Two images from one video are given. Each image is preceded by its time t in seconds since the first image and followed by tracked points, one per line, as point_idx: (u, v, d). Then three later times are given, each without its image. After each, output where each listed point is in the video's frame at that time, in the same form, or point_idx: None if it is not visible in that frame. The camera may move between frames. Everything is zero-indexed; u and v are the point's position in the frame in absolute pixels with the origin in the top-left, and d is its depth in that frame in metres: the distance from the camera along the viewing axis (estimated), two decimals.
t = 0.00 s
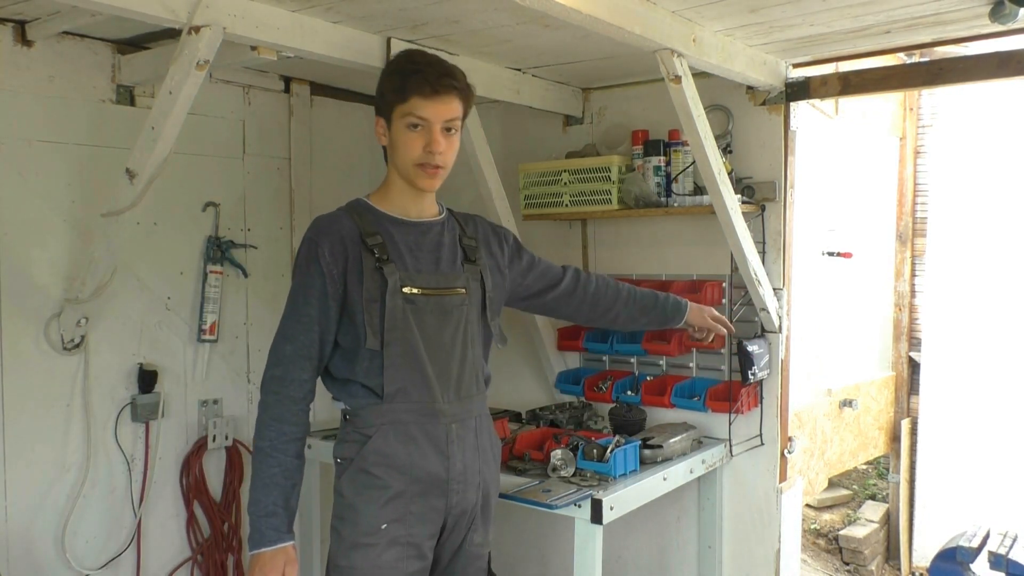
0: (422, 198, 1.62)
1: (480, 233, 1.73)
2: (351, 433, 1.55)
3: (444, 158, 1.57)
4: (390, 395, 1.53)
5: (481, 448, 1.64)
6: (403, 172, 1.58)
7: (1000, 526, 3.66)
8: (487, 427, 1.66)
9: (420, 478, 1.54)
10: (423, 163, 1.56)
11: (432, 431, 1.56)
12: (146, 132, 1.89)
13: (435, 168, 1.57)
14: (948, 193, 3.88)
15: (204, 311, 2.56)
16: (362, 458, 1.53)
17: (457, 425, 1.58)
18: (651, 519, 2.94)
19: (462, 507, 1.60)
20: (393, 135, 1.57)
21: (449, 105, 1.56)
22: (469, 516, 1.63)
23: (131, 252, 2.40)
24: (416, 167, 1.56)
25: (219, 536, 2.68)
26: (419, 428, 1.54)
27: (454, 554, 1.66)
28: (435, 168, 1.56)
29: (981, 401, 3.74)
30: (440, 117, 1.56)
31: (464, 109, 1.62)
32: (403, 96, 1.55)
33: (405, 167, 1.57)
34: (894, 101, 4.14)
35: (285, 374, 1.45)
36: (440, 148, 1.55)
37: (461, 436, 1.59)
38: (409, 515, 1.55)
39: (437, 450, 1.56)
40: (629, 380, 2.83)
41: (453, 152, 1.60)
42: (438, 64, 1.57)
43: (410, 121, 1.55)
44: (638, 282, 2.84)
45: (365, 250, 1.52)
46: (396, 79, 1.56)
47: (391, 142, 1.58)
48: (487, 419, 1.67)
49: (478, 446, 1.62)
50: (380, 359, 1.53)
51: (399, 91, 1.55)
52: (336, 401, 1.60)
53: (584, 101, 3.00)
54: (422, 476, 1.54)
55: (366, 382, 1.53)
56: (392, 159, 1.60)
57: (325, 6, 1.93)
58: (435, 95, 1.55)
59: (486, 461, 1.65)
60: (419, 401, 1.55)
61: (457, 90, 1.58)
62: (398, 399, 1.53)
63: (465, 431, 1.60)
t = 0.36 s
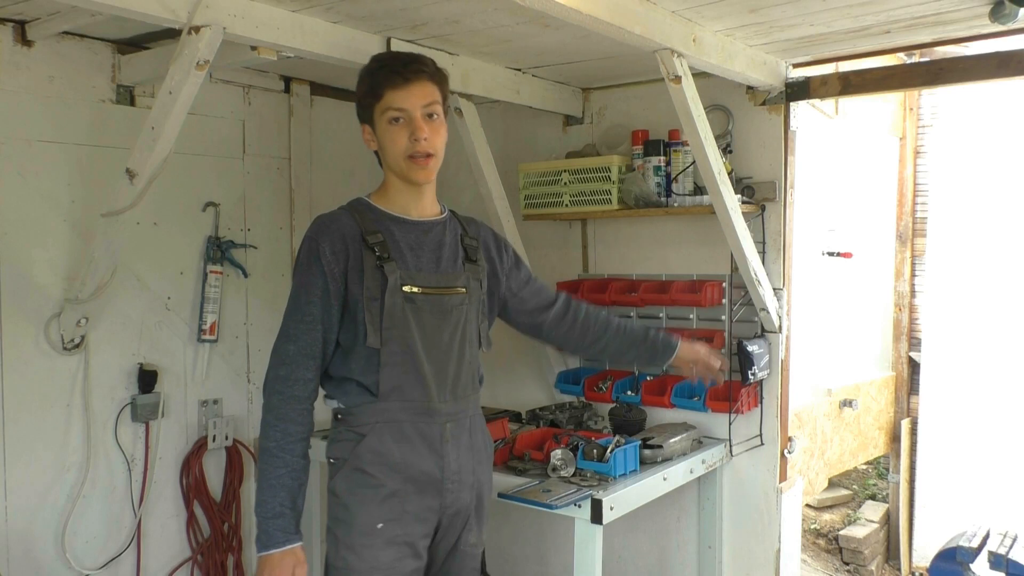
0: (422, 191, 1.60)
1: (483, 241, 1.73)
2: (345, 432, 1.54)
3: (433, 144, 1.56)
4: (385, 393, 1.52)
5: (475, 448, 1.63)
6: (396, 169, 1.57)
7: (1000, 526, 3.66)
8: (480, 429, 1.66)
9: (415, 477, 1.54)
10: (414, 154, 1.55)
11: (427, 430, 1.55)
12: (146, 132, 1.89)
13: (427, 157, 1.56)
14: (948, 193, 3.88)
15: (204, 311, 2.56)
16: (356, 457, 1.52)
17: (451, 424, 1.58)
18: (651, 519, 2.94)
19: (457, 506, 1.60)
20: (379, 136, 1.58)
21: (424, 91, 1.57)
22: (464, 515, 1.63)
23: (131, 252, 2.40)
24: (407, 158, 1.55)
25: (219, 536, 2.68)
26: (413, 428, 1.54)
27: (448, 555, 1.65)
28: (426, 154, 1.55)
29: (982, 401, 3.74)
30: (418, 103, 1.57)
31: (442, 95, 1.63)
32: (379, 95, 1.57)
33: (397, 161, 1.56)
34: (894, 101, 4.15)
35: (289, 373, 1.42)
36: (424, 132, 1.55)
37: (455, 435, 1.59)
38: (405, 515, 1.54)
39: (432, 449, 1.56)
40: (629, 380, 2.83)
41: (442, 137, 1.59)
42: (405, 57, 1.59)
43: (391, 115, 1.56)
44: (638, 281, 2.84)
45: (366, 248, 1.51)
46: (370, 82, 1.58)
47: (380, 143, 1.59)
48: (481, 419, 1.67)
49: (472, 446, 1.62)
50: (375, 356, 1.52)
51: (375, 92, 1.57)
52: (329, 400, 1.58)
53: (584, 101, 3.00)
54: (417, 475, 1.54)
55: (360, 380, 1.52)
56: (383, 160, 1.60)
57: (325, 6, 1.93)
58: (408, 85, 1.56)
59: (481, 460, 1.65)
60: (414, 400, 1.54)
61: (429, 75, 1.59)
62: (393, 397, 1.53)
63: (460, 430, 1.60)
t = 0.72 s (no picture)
0: (390, 196, 1.28)
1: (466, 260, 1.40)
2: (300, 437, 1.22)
3: (397, 143, 1.23)
4: (347, 396, 1.21)
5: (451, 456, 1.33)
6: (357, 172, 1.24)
7: (1000, 527, 3.66)
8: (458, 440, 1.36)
9: (377, 481, 1.24)
10: (373, 154, 1.22)
11: (392, 436, 1.24)
12: (146, 132, 1.89)
13: (390, 157, 1.23)
14: (948, 193, 3.88)
15: (204, 312, 2.56)
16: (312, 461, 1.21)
17: (419, 429, 1.27)
18: (651, 519, 2.93)
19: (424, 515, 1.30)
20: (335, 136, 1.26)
21: (386, 82, 1.24)
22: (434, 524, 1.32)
23: (131, 252, 2.40)
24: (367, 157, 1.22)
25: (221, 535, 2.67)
26: (376, 433, 1.23)
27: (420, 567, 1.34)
28: (389, 155, 1.22)
29: (982, 401, 3.74)
30: (379, 95, 1.23)
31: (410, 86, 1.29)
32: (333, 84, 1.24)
33: (357, 161, 1.23)
34: (894, 101, 4.14)
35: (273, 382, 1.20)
36: (386, 126, 1.22)
37: (425, 442, 1.28)
38: (365, 521, 1.24)
39: (398, 454, 1.25)
40: (629, 380, 2.83)
41: (409, 134, 1.25)
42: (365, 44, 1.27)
43: (349, 108, 1.23)
44: (638, 281, 2.85)
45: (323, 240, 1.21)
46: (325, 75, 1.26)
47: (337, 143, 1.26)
48: (457, 426, 1.36)
49: (448, 455, 1.32)
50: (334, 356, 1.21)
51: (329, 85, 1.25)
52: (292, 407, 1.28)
53: (584, 100, 3.00)
54: (381, 479, 1.24)
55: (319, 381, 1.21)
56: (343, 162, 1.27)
57: (325, 6, 1.93)
58: (365, 74, 1.23)
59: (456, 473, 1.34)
60: (378, 406, 1.23)
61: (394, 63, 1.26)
62: (355, 401, 1.22)
63: (433, 436, 1.29)
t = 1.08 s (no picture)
0: (313, 187, 1.14)
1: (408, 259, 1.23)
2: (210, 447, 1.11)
3: (318, 127, 1.11)
4: (250, 404, 1.07)
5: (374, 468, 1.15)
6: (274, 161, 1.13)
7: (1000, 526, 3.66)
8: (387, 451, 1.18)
9: (281, 494, 1.08)
10: (290, 137, 1.10)
11: (300, 449, 1.09)
12: (146, 132, 1.89)
13: (308, 142, 1.10)
14: (948, 193, 3.88)
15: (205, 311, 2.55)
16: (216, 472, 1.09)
17: (331, 440, 1.10)
18: (651, 520, 2.93)
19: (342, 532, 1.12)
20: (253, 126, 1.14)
21: (306, 64, 1.13)
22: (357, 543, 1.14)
23: (130, 252, 2.40)
24: (281, 143, 1.10)
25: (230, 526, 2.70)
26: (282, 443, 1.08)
27: None
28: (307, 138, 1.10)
29: (981, 401, 3.74)
30: (297, 77, 1.12)
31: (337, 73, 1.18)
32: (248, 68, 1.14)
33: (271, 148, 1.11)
34: (894, 101, 4.15)
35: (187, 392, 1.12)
36: (303, 109, 1.10)
37: (339, 454, 1.11)
38: (268, 536, 1.08)
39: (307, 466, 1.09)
40: (629, 380, 2.83)
41: (332, 121, 1.14)
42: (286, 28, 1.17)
43: (264, 93, 1.12)
44: (638, 282, 2.85)
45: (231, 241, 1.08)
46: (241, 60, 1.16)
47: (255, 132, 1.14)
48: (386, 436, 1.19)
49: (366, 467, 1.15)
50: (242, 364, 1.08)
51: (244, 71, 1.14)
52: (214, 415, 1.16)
53: (584, 101, 3.00)
54: (284, 492, 1.08)
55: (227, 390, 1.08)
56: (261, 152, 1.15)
57: (325, 6, 1.93)
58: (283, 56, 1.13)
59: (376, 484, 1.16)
60: (286, 415, 1.08)
61: (315, 45, 1.15)
62: (260, 409, 1.08)
63: (351, 447, 1.13)
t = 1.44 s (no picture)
0: (273, 184, 1.24)
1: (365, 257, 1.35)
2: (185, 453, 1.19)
3: (287, 130, 1.20)
4: (223, 414, 1.17)
5: (344, 463, 1.28)
6: (239, 157, 1.21)
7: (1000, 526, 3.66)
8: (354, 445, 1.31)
9: (260, 504, 1.19)
10: (260, 137, 1.19)
11: (276, 456, 1.19)
12: (146, 132, 1.89)
13: (276, 143, 1.20)
14: (949, 193, 3.88)
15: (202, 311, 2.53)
16: (190, 484, 1.18)
17: (309, 445, 1.22)
18: (651, 520, 2.93)
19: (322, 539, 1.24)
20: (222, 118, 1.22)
21: (280, 66, 1.22)
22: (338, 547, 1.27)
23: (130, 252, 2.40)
24: (251, 141, 1.19)
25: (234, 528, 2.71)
26: (258, 451, 1.18)
27: None
28: (277, 140, 1.19)
29: (981, 400, 3.74)
30: (271, 78, 1.21)
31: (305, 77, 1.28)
32: (224, 64, 1.21)
33: (241, 145, 1.19)
34: (894, 101, 4.15)
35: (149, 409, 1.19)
36: (276, 110, 1.19)
37: (317, 458, 1.23)
38: (250, 546, 1.19)
39: (281, 472, 1.20)
40: (629, 380, 2.83)
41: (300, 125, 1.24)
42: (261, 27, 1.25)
43: (238, 91, 1.20)
44: (638, 282, 2.85)
45: (194, 250, 1.15)
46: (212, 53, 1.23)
47: (221, 126, 1.22)
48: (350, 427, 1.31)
49: (338, 462, 1.27)
50: (212, 376, 1.17)
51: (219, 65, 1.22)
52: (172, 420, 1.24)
53: (584, 101, 3.00)
54: (264, 502, 1.19)
55: (194, 401, 1.18)
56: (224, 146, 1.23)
57: (325, 6, 1.93)
58: (261, 57, 1.22)
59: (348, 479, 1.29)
60: (258, 421, 1.19)
61: (286, 50, 1.24)
62: (234, 420, 1.18)
63: (320, 449, 1.24)
